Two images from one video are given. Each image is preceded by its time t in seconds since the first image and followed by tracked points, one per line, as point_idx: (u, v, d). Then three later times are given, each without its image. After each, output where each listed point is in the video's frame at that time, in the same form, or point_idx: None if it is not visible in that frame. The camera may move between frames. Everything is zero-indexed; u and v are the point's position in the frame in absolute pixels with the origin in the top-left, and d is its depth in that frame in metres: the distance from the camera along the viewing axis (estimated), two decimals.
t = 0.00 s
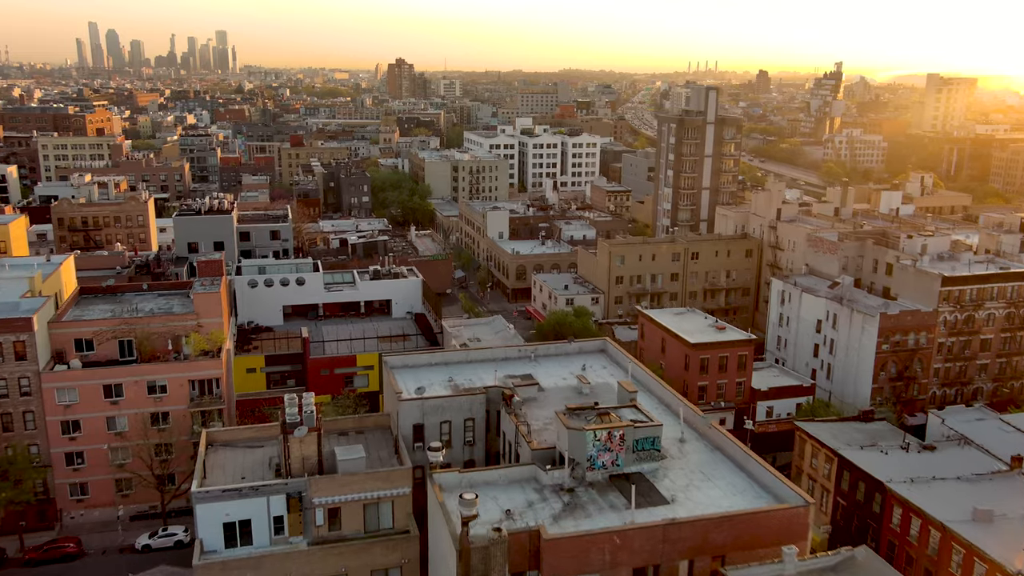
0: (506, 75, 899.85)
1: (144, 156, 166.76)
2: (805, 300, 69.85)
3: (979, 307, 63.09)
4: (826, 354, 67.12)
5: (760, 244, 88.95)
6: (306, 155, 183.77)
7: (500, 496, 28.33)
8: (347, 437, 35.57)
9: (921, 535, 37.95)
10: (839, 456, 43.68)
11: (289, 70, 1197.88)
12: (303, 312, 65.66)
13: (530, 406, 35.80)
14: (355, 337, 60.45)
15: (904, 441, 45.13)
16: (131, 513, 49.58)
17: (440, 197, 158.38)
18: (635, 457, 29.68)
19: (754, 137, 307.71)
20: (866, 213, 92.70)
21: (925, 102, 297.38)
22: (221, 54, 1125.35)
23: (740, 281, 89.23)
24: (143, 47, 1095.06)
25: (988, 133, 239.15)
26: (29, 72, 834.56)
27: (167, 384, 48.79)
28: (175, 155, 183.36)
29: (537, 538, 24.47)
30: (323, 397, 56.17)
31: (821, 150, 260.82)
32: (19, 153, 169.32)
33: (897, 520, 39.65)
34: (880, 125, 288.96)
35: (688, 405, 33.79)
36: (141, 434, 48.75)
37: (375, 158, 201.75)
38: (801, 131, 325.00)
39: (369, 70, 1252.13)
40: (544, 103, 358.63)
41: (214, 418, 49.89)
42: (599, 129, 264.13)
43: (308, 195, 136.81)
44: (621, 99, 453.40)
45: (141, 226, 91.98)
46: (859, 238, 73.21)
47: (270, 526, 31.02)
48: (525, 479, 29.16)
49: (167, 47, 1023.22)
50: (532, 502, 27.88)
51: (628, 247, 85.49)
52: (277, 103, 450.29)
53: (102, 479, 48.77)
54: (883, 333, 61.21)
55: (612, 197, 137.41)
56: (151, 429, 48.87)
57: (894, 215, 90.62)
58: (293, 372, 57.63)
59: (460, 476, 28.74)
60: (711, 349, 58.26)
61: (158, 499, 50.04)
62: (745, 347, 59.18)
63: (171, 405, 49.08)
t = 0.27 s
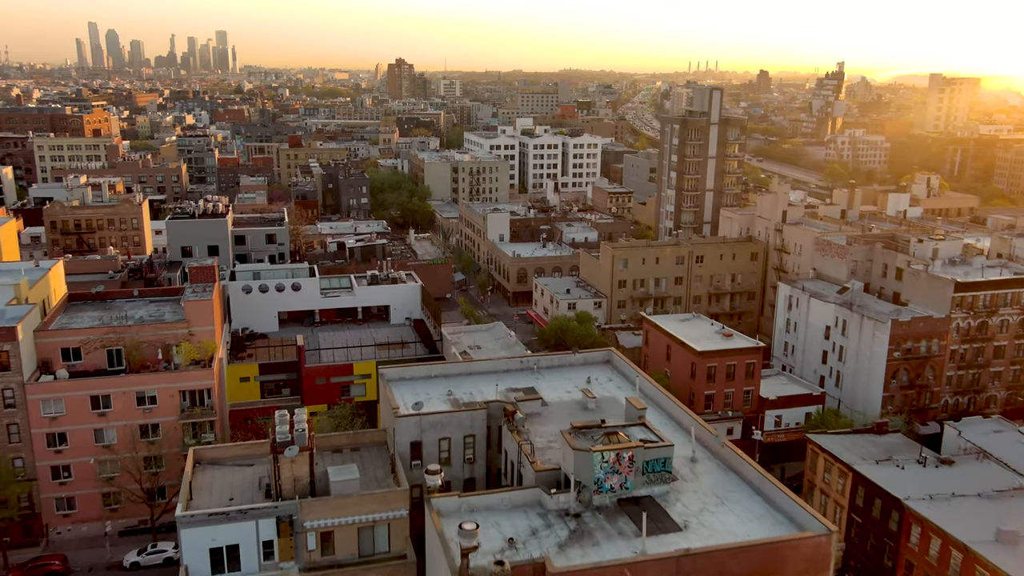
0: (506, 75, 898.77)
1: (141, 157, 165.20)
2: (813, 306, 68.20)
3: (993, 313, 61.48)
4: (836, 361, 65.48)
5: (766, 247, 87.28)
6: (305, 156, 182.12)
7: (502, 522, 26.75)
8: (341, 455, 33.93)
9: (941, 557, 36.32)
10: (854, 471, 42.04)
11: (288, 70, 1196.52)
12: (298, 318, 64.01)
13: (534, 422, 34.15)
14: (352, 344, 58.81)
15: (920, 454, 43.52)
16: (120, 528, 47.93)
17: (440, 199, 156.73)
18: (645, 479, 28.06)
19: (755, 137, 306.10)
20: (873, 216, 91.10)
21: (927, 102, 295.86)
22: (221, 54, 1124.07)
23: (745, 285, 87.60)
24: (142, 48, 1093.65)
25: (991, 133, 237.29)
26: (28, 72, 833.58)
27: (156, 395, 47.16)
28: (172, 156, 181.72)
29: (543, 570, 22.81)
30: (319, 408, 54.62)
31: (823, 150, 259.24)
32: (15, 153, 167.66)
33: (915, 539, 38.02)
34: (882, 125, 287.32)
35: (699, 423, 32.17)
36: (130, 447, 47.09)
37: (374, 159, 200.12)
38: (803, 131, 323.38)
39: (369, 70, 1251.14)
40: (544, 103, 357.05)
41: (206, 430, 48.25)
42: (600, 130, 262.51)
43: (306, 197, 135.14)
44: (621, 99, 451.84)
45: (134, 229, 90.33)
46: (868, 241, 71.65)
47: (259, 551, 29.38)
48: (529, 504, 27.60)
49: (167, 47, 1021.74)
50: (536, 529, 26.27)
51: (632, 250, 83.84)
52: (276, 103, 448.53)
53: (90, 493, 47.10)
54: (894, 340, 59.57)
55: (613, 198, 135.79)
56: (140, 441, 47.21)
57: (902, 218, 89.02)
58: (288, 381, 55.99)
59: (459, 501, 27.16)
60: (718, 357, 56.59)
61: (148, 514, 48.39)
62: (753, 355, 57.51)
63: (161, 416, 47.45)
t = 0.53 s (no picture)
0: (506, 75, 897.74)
1: (138, 158, 163.67)
2: (822, 311, 66.59)
3: (1008, 319, 59.87)
4: (845, 368, 63.88)
5: (772, 250, 85.64)
6: (304, 157, 180.46)
7: (504, 552, 25.19)
8: (335, 476, 32.28)
9: None
10: (869, 487, 40.42)
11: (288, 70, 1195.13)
12: (293, 324, 62.35)
13: (537, 440, 32.54)
14: (349, 352, 57.19)
15: (939, 469, 41.79)
16: (107, 544, 46.32)
17: (439, 200, 155.10)
18: (654, 504, 26.47)
19: (756, 137, 304.47)
20: (880, 218, 89.45)
21: (930, 103, 294.26)
22: (220, 55, 1122.67)
23: (750, 288, 85.98)
24: (142, 48, 1092.25)
25: (995, 134, 235.82)
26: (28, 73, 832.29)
27: (145, 407, 45.53)
28: (169, 157, 180.07)
29: None
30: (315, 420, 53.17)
31: (826, 151, 257.58)
32: (10, 154, 166.00)
33: (934, 562, 36.37)
34: (884, 126, 285.66)
35: (712, 443, 30.60)
36: (118, 460, 45.42)
37: (374, 160, 198.58)
38: (805, 132, 321.75)
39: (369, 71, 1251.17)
40: (545, 103, 355.45)
41: (197, 443, 46.66)
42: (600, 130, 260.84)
43: (303, 198, 133.47)
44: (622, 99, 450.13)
45: (128, 232, 88.71)
46: (877, 245, 70.04)
47: None
48: (531, 531, 26.11)
49: (167, 47, 1020.46)
50: (541, 559, 24.69)
51: (635, 254, 82.18)
52: (275, 104, 446.86)
53: (76, 508, 45.45)
54: (906, 348, 57.95)
55: (615, 200, 134.15)
56: (128, 454, 45.60)
57: (910, 221, 87.33)
58: (282, 390, 54.38)
59: (458, 528, 25.63)
60: (726, 365, 54.94)
61: (136, 529, 46.76)
62: (761, 363, 55.86)
63: (150, 428, 45.79)
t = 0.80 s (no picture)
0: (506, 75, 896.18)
1: (135, 159, 162.05)
2: (830, 317, 64.99)
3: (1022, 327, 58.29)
4: (855, 375, 62.31)
5: (778, 253, 84.05)
6: (302, 158, 178.87)
7: None
8: (327, 498, 30.64)
9: None
10: (886, 505, 38.80)
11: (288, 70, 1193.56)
12: (289, 331, 60.73)
13: (540, 459, 30.91)
14: (345, 360, 55.61)
15: (958, 486, 39.82)
16: (94, 561, 44.67)
17: (439, 201, 153.50)
18: (667, 533, 24.87)
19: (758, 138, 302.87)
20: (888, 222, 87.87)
21: (932, 103, 292.54)
22: (220, 55, 1120.87)
23: (756, 293, 84.37)
24: (142, 48, 1090.62)
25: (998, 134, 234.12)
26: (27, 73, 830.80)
27: (133, 419, 43.89)
28: (167, 158, 178.55)
29: None
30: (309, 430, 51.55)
31: (828, 151, 255.94)
32: (6, 155, 164.48)
33: None
34: (887, 126, 283.94)
35: (726, 464, 28.98)
36: (105, 475, 43.79)
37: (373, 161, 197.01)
38: (807, 132, 320.16)
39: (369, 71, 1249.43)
40: (545, 103, 353.89)
41: (187, 456, 45.01)
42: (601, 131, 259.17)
43: (302, 200, 131.89)
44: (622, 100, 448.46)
45: (122, 235, 87.15)
46: (887, 249, 68.44)
47: None
48: (534, 561, 24.64)
49: (166, 47, 1018.97)
50: None
51: (638, 257, 80.54)
52: (274, 104, 445.23)
53: (61, 525, 43.78)
54: (918, 356, 56.39)
55: (617, 201, 132.56)
56: (115, 468, 44.00)
57: (918, 224, 85.78)
58: (277, 400, 52.84)
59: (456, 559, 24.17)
60: (733, 374, 53.37)
61: (124, 545, 45.10)
62: (770, 372, 54.27)
63: (138, 441, 44.15)
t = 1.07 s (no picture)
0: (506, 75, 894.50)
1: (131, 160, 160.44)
2: (840, 323, 63.33)
3: None
4: (866, 383, 60.67)
5: (784, 257, 82.40)
6: (301, 159, 177.19)
7: None
8: (319, 522, 28.99)
9: None
10: (904, 523, 37.14)
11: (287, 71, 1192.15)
12: (284, 338, 59.10)
13: (545, 480, 29.27)
14: (341, 369, 53.96)
15: (978, 502, 38.30)
16: None
17: (439, 203, 151.84)
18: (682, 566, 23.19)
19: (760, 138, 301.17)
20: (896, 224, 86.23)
21: (935, 103, 290.85)
22: (220, 55, 1119.16)
23: (761, 297, 82.74)
24: (141, 48, 1089.04)
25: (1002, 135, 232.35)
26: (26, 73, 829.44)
27: (120, 433, 42.25)
28: (164, 159, 176.89)
29: None
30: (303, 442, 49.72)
31: (830, 152, 254.26)
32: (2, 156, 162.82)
33: None
34: (889, 126, 282.20)
35: (741, 487, 27.26)
36: (92, 491, 42.12)
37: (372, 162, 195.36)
38: (808, 132, 318.44)
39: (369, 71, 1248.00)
40: (545, 104, 352.23)
41: (176, 470, 43.34)
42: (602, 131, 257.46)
43: (299, 201, 130.17)
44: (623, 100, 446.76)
45: (115, 237, 85.48)
46: (897, 253, 66.83)
47: None
48: None
49: (166, 47, 1017.21)
50: None
51: (642, 261, 78.89)
52: (274, 104, 443.44)
53: (44, 543, 42.05)
54: (932, 364, 54.74)
55: (619, 203, 130.93)
56: (101, 483, 42.35)
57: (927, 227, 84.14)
58: (271, 411, 51.22)
59: None
60: (742, 384, 51.73)
61: (111, 564, 43.37)
62: (779, 381, 52.64)
63: (125, 456, 42.50)
